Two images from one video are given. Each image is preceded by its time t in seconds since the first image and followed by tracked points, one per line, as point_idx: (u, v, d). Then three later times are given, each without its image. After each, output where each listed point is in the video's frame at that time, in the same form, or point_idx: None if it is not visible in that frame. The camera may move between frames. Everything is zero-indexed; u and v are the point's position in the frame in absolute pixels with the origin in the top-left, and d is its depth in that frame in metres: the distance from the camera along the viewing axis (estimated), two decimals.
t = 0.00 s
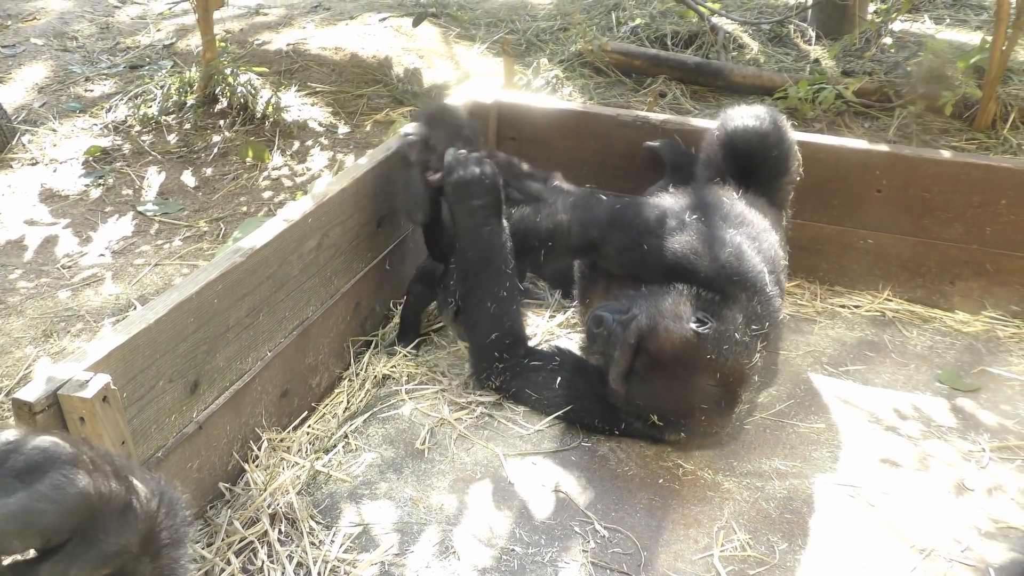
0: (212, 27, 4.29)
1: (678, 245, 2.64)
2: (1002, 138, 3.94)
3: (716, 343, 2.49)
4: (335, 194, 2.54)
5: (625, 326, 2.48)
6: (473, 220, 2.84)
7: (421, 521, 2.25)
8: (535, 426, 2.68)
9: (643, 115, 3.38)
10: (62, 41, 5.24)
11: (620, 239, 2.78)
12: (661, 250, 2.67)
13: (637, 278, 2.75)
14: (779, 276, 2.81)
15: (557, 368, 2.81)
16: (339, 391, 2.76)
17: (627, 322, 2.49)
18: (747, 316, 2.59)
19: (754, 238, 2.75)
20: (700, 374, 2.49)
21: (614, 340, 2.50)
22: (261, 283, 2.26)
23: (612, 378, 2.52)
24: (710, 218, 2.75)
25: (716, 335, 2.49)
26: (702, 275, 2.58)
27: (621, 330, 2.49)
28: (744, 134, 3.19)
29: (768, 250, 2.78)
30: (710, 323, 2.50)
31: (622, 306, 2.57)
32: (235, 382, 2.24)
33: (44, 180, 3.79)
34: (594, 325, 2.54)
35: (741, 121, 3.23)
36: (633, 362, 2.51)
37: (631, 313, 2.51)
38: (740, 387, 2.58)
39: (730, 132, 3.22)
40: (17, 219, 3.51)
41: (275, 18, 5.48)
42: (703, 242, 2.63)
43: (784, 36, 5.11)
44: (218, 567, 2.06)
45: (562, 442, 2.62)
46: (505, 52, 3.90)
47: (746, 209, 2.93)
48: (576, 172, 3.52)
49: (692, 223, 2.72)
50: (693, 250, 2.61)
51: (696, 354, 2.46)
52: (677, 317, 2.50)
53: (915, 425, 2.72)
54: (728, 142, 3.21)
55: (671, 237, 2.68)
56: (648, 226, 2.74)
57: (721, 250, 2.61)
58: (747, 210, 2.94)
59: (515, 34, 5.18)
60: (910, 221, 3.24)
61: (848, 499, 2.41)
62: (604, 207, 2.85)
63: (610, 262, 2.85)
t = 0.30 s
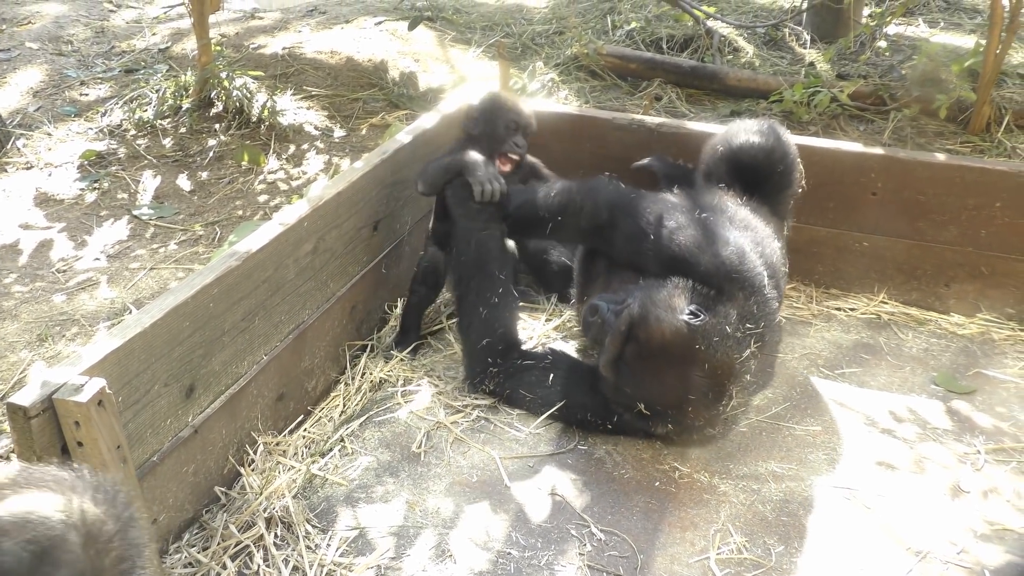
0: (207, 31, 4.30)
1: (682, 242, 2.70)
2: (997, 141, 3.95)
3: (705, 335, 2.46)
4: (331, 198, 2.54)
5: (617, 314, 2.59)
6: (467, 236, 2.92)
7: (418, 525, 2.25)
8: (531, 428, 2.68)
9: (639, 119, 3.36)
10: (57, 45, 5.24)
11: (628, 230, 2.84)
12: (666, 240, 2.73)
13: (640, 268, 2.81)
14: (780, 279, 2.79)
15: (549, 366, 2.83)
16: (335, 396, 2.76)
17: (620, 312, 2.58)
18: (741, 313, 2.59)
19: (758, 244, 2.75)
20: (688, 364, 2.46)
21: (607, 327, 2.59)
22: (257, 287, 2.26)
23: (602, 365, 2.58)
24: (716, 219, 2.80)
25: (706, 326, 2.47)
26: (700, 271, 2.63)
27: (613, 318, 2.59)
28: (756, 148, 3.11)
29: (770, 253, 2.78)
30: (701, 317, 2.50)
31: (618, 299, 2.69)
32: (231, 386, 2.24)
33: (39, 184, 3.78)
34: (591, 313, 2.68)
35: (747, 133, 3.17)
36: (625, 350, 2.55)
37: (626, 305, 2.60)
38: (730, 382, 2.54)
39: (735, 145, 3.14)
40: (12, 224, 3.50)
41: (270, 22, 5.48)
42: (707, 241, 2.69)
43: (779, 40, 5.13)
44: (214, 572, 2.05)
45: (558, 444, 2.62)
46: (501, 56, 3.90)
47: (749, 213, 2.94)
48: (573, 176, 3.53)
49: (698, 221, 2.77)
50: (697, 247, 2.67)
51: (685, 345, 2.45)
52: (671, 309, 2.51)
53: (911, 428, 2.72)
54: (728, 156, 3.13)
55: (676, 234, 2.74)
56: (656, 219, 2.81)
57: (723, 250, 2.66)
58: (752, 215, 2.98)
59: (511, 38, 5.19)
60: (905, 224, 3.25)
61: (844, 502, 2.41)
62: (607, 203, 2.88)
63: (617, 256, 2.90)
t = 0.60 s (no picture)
0: (200, 35, 4.30)
1: (690, 239, 2.72)
2: (988, 146, 3.97)
3: (704, 336, 2.45)
4: (324, 202, 2.54)
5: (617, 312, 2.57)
6: (431, 247, 2.76)
7: (411, 530, 2.24)
8: (524, 434, 2.67)
9: (633, 124, 3.38)
10: (49, 49, 5.23)
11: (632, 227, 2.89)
12: (671, 238, 2.74)
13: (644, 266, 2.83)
14: (778, 286, 2.81)
15: (541, 381, 2.78)
16: (328, 401, 2.74)
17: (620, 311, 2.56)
18: (740, 315, 2.59)
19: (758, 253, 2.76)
20: (687, 363, 2.45)
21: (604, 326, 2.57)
22: (250, 291, 2.26)
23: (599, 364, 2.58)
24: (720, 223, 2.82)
25: (705, 325, 2.46)
26: (704, 269, 2.63)
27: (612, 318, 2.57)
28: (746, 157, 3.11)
29: (770, 259, 2.81)
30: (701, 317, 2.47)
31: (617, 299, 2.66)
32: (224, 391, 2.23)
33: (31, 188, 3.77)
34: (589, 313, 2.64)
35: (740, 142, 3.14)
36: (622, 349, 2.55)
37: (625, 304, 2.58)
38: (728, 381, 2.52)
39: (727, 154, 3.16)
40: (3, 228, 3.48)
41: (264, 26, 5.48)
42: (713, 241, 2.70)
43: (772, 45, 5.15)
44: None
45: (552, 449, 2.61)
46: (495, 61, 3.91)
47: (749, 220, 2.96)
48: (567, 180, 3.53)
49: (702, 224, 2.79)
50: (701, 246, 2.69)
51: (683, 346, 2.43)
52: (669, 311, 2.49)
53: (904, 432, 2.73)
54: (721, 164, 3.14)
55: (682, 233, 2.74)
56: (661, 217, 2.83)
57: (728, 251, 2.67)
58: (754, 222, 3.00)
59: (505, 43, 5.20)
60: (898, 229, 3.26)
61: (838, 506, 2.42)
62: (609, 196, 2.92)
63: (625, 255, 2.94)
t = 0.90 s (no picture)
0: (194, 38, 4.30)
1: (713, 253, 2.57)
2: (982, 147, 3.99)
3: (719, 358, 2.40)
4: (319, 204, 2.53)
5: (635, 321, 2.42)
6: (425, 251, 2.69)
7: (408, 532, 2.24)
8: (521, 436, 2.67)
9: (628, 125, 3.39)
10: (43, 52, 5.22)
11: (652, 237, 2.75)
12: (693, 248, 2.61)
13: (660, 274, 2.69)
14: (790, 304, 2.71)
15: (544, 389, 2.72)
16: (324, 403, 2.73)
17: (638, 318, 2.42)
18: (755, 337, 2.50)
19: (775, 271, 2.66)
20: (696, 383, 2.41)
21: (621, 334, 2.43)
22: (245, 294, 2.25)
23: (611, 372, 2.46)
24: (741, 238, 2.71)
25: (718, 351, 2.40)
26: (724, 286, 2.51)
27: (627, 328, 2.42)
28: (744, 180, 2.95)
29: (786, 278, 2.71)
30: (717, 338, 2.42)
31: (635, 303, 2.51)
32: (219, 393, 2.23)
33: (25, 191, 3.76)
34: (603, 315, 2.49)
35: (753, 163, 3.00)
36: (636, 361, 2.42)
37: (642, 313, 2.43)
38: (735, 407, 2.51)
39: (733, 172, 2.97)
40: None
41: (258, 29, 5.48)
42: (734, 254, 2.57)
43: (766, 46, 5.17)
44: None
45: (548, 451, 2.61)
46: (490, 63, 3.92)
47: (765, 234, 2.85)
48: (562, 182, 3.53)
49: (723, 235, 2.65)
50: (722, 258, 2.56)
51: (698, 365, 2.38)
52: (687, 328, 2.40)
53: (900, 433, 2.74)
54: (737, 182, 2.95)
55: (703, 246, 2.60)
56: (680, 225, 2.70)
57: (749, 268, 2.54)
58: (771, 236, 2.90)
59: (499, 44, 5.20)
60: (893, 230, 3.27)
61: (834, 506, 2.42)
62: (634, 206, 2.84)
63: (642, 266, 2.81)
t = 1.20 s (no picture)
0: (190, 41, 4.29)
1: (732, 272, 2.55)
2: (977, 150, 4.00)
3: (729, 381, 2.41)
4: (315, 207, 2.54)
5: (647, 340, 2.37)
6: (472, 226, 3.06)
7: (404, 535, 2.24)
8: (519, 438, 2.67)
9: (625, 127, 3.39)
10: (38, 54, 5.21)
11: (672, 245, 2.75)
12: (711, 269, 2.58)
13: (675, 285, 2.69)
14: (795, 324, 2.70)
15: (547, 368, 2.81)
16: (320, 406, 2.73)
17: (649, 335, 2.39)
18: (763, 362, 2.50)
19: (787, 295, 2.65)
20: (704, 403, 2.41)
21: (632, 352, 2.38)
22: (241, 297, 2.25)
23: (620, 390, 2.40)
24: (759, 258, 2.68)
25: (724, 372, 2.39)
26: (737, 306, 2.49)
27: (638, 344, 2.38)
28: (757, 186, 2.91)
29: (796, 299, 2.70)
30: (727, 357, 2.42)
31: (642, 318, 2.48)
32: (215, 396, 2.23)
33: (21, 194, 3.75)
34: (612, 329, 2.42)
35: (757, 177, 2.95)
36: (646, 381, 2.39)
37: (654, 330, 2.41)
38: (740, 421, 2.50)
39: (739, 185, 2.88)
40: None
41: (254, 31, 5.48)
42: (752, 279, 2.54)
43: (762, 49, 5.18)
44: None
45: (544, 453, 2.61)
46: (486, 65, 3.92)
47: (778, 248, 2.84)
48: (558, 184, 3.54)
49: (744, 257, 2.61)
50: (739, 278, 2.53)
51: (707, 385, 2.38)
52: (696, 344, 2.41)
53: (896, 435, 2.74)
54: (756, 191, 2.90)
55: (723, 264, 2.57)
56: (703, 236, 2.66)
57: (764, 294, 2.52)
58: (781, 250, 2.85)
59: (496, 47, 5.21)
60: (889, 232, 3.28)
61: (831, 508, 2.42)
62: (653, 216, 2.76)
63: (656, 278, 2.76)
